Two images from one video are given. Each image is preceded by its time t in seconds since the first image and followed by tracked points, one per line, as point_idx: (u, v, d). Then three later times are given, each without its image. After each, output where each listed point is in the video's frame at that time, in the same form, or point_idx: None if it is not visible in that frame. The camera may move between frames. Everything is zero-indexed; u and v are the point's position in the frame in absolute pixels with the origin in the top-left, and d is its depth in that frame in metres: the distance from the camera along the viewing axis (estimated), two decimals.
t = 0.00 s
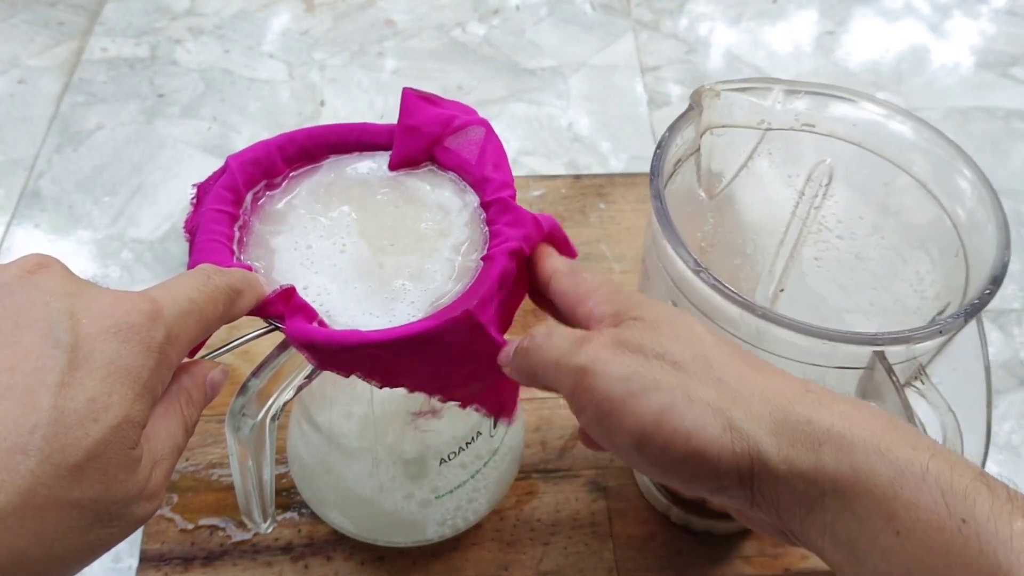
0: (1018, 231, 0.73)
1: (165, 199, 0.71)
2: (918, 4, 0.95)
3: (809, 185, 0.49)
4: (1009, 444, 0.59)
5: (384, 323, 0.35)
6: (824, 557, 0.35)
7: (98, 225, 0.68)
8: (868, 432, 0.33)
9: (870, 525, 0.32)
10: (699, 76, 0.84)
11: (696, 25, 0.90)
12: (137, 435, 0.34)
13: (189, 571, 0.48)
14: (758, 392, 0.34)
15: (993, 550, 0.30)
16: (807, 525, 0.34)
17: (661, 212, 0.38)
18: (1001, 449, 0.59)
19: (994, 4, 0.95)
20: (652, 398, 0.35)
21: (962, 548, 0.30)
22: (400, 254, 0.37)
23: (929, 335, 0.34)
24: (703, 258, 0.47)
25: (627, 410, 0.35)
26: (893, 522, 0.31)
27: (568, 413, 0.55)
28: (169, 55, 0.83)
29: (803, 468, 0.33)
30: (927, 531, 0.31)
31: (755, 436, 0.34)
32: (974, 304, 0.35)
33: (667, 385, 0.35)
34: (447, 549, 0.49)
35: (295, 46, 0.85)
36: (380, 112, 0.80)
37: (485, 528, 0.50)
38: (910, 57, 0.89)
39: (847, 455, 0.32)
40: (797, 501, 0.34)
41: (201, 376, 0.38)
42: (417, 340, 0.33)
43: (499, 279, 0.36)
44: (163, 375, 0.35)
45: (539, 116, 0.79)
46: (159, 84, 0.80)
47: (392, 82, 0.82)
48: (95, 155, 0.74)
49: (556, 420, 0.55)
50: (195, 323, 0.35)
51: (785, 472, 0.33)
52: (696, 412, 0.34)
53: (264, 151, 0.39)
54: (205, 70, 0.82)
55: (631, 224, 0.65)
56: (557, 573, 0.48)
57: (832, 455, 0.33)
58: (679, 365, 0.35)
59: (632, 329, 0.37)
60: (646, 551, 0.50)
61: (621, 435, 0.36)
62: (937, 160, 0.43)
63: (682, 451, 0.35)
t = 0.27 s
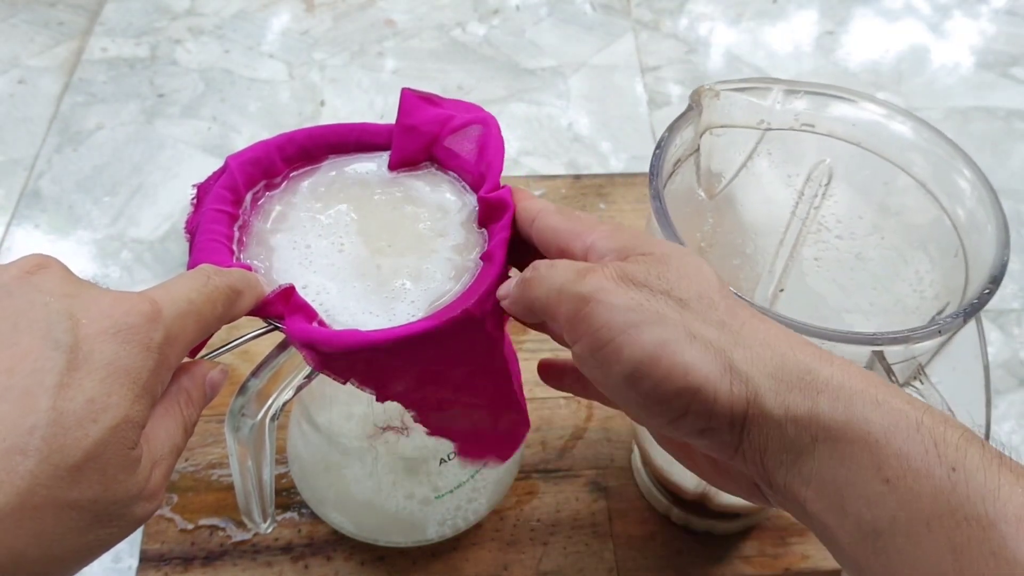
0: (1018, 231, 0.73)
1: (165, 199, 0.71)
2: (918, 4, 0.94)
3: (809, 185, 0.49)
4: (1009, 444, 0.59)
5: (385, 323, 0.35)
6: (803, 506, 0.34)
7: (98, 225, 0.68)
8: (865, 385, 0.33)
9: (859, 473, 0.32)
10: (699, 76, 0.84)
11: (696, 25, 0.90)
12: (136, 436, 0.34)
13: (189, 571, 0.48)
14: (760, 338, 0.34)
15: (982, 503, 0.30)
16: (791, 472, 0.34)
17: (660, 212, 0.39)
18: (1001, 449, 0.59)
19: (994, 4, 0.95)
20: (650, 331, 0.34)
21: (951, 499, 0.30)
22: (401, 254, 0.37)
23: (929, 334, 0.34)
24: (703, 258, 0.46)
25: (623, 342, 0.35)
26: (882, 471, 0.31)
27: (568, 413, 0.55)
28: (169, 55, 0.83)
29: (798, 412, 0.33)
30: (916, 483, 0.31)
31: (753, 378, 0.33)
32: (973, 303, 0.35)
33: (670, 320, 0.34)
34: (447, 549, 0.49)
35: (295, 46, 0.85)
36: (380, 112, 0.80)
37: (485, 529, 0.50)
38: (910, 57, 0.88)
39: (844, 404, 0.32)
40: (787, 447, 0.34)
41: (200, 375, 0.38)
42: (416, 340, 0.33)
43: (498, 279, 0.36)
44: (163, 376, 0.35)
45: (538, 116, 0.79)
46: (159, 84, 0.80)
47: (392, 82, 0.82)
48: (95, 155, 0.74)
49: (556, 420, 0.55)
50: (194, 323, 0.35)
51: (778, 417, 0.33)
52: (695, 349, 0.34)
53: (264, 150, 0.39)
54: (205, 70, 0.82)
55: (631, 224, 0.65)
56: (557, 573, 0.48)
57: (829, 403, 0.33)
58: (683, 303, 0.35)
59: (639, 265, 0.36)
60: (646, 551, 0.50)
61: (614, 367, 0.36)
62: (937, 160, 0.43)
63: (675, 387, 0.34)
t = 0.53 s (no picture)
0: (1018, 231, 0.73)
1: (165, 199, 0.71)
2: (918, 4, 0.94)
3: (810, 185, 0.49)
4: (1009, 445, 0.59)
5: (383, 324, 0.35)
6: (803, 484, 0.34)
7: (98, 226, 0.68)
8: (875, 368, 0.33)
9: (861, 450, 0.31)
10: (699, 76, 0.84)
11: (696, 25, 0.90)
12: (135, 436, 0.34)
13: (189, 571, 0.48)
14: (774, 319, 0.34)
15: (985, 486, 0.29)
16: (793, 448, 0.34)
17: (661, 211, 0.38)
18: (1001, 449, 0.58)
19: (994, 4, 0.94)
20: (669, 296, 0.34)
21: (953, 480, 0.30)
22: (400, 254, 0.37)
23: (931, 334, 0.34)
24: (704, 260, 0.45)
25: (638, 309, 0.35)
26: (887, 449, 0.31)
27: (568, 413, 0.55)
28: (168, 56, 0.83)
29: (807, 387, 0.33)
30: (919, 463, 0.31)
31: (766, 354, 0.34)
32: (976, 303, 0.35)
33: (687, 288, 0.34)
34: (447, 549, 0.49)
35: (295, 46, 0.85)
36: (380, 112, 0.80)
37: (485, 529, 0.50)
38: (910, 57, 0.88)
39: (854, 382, 0.32)
40: (792, 422, 0.33)
41: (199, 375, 0.38)
42: (415, 339, 0.33)
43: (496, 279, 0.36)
44: (162, 376, 0.35)
45: (538, 116, 0.79)
46: (159, 84, 0.80)
47: (392, 83, 0.82)
48: (95, 155, 0.74)
49: (556, 420, 0.55)
50: (193, 323, 0.35)
51: (788, 391, 0.33)
52: (711, 317, 0.34)
53: (262, 151, 0.39)
54: (205, 70, 0.82)
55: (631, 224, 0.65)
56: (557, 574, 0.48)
57: (838, 379, 0.33)
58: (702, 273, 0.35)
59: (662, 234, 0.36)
60: (646, 551, 0.50)
61: (627, 332, 0.36)
62: (938, 160, 0.43)
63: (687, 353, 0.34)
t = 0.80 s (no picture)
0: (1018, 231, 0.73)
1: (165, 199, 0.71)
2: (918, 4, 0.94)
3: (808, 185, 0.49)
4: (1009, 445, 0.59)
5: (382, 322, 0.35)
6: (794, 504, 0.34)
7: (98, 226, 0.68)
8: (866, 387, 0.33)
9: (853, 470, 0.31)
10: (699, 76, 0.84)
11: (696, 25, 0.90)
12: (133, 424, 0.34)
13: (189, 571, 0.48)
14: (766, 335, 0.34)
15: (977, 506, 0.29)
16: (784, 469, 0.34)
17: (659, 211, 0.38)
18: (1001, 449, 0.58)
19: (994, 4, 0.94)
20: (663, 311, 0.34)
21: (945, 501, 0.30)
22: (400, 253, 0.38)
23: (929, 334, 0.34)
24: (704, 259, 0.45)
25: (632, 321, 0.35)
26: (878, 470, 0.31)
27: (568, 413, 0.55)
28: (168, 55, 0.83)
29: (798, 406, 0.33)
30: (911, 483, 0.30)
31: (757, 372, 0.33)
32: (971, 303, 0.35)
33: (681, 303, 0.34)
34: (447, 549, 0.49)
35: (295, 46, 0.85)
36: (380, 112, 0.80)
37: (485, 529, 0.50)
38: (910, 57, 0.88)
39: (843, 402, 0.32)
40: (782, 441, 0.33)
41: (198, 369, 0.38)
42: (415, 338, 0.33)
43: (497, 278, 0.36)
44: (161, 365, 0.35)
45: (538, 116, 0.79)
46: (158, 84, 0.80)
47: (392, 82, 0.82)
48: (95, 155, 0.74)
49: (556, 420, 0.55)
50: (193, 314, 0.35)
51: (779, 409, 0.33)
52: (703, 333, 0.34)
53: (265, 150, 0.39)
54: (205, 70, 0.82)
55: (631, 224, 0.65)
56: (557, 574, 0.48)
57: (829, 398, 0.33)
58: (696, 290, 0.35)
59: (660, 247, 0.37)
60: (646, 551, 0.50)
61: (623, 342, 0.36)
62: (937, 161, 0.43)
63: (679, 370, 0.34)
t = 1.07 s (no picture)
0: (1018, 231, 0.73)
1: (165, 199, 0.71)
2: (918, 4, 0.94)
3: (808, 185, 0.49)
4: (1009, 445, 0.59)
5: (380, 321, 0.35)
6: (803, 565, 0.33)
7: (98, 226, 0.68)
8: (870, 447, 0.33)
9: (864, 533, 0.31)
10: (699, 76, 0.84)
11: (696, 25, 0.90)
12: (113, 407, 0.33)
13: (189, 571, 0.48)
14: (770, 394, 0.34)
15: (990, 569, 0.30)
16: (794, 530, 0.33)
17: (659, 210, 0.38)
18: (1001, 449, 0.58)
19: (994, 4, 0.94)
20: (669, 373, 0.34)
21: (955, 564, 0.30)
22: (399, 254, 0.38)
23: (929, 334, 0.34)
24: (702, 258, 0.47)
25: (637, 384, 0.35)
26: (889, 533, 0.31)
27: (568, 413, 0.55)
28: (168, 55, 0.83)
29: (806, 469, 0.32)
30: (922, 544, 0.31)
31: (764, 431, 0.33)
32: (972, 303, 0.35)
33: (684, 364, 0.34)
34: (447, 549, 0.49)
35: (295, 46, 0.85)
36: (380, 111, 0.80)
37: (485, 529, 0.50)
38: (910, 57, 0.88)
39: (851, 462, 0.32)
40: (791, 504, 0.33)
41: (189, 365, 0.38)
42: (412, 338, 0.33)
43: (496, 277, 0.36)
44: (143, 347, 0.34)
45: (539, 116, 0.79)
46: (158, 84, 0.80)
47: (392, 82, 0.82)
48: (95, 155, 0.74)
49: (556, 420, 0.55)
50: (177, 298, 0.35)
51: (788, 472, 0.33)
52: (709, 395, 0.34)
53: (267, 146, 0.39)
54: (205, 70, 0.82)
55: (631, 224, 0.65)
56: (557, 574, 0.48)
57: (837, 460, 0.32)
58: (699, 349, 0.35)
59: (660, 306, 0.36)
60: (646, 551, 0.50)
61: (626, 404, 0.36)
62: (936, 160, 0.43)
63: (686, 432, 0.34)
